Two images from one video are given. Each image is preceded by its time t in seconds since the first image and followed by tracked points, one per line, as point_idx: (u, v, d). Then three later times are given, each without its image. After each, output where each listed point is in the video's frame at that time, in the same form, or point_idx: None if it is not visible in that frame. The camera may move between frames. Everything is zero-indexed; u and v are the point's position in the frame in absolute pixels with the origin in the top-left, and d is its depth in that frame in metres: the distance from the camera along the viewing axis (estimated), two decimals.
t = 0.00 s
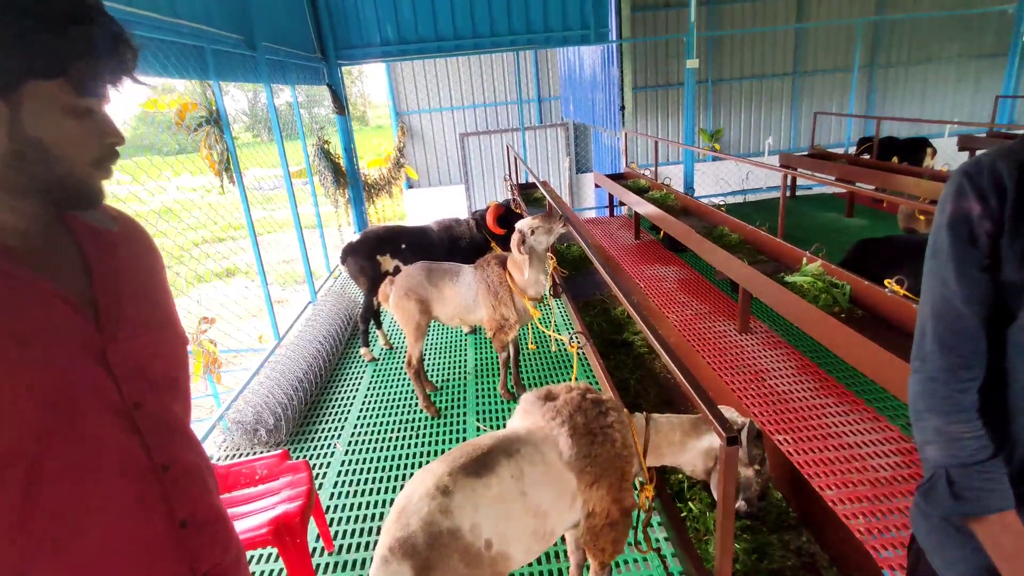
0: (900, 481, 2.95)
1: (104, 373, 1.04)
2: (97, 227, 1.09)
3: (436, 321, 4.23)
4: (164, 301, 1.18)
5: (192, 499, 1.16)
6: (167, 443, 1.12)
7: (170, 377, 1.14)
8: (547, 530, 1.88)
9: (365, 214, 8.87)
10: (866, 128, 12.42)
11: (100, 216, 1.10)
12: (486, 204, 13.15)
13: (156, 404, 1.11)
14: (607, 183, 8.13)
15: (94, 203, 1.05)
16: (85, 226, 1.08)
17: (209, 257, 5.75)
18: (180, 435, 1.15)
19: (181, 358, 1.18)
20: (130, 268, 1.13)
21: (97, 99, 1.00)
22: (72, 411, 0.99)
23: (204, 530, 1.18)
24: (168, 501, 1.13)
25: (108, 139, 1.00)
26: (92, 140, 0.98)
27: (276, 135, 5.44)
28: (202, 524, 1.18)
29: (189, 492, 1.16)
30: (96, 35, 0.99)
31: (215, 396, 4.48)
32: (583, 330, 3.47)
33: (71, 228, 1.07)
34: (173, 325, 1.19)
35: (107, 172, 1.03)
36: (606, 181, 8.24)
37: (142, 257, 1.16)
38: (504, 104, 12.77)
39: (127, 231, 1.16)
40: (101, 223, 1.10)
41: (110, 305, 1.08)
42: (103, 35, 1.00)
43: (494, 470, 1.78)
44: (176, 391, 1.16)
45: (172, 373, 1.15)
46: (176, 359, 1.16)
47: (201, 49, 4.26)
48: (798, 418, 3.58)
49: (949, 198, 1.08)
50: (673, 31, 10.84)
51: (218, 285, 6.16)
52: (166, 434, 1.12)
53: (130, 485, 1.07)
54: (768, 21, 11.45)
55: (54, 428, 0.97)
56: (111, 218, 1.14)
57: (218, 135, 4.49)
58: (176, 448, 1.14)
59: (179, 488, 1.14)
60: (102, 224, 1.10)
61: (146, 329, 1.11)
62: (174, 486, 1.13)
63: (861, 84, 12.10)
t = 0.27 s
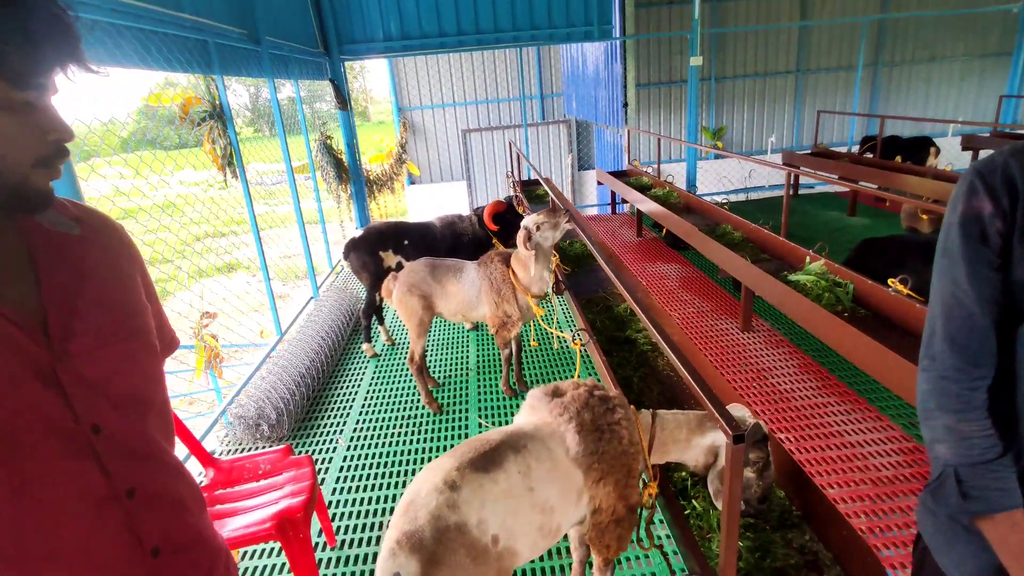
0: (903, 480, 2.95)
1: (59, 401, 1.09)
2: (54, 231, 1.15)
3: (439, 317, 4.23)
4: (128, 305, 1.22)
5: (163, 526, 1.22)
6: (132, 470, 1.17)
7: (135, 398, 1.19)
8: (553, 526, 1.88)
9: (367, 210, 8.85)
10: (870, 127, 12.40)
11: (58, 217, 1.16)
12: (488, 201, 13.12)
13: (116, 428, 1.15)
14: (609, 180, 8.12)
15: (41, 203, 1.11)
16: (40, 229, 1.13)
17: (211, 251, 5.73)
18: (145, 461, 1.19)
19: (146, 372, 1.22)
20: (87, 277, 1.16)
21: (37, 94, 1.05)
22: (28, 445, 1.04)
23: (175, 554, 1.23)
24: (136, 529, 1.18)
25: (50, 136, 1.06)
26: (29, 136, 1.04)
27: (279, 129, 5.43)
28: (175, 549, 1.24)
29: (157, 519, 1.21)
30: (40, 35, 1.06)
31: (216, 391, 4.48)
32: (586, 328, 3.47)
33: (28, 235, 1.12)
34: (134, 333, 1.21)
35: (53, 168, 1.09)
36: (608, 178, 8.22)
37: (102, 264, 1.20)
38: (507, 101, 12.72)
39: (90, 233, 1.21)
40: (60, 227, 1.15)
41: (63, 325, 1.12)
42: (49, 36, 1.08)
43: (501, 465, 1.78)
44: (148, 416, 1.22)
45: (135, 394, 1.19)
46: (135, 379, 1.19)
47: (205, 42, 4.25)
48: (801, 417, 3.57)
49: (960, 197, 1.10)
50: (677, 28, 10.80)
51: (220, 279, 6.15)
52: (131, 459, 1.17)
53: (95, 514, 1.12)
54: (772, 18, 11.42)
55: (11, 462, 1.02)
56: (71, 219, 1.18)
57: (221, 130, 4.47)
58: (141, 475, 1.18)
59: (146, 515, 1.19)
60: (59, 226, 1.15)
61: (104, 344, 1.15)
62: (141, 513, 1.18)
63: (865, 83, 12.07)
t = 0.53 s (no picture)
0: (904, 477, 2.96)
1: (25, 414, 1.06)
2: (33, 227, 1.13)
3: (441, 312, 4.22)
4: (108, 308, 1.18)
5: (140, 545, 1.17)
6: (105, 485, 1.12)
7: (112, 407, 1.14)
8: (559, 518, 1.89)
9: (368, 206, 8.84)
10: (872, 126, 12.38)
11: (38, 216, 1.14)
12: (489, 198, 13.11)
13: (86, 441, 1.11)
14: (611, 178, 8.11)
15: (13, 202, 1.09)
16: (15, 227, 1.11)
17: (213, 246, 5.73)
18: (120, 474, 1.14)
19: (128, 378, 1.18)
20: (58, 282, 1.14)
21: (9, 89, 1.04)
22: None
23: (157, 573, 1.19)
24: (109, 548, 1.13)
25: (18, 130, 1.04)
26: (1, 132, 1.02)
27: (281, 124, 5.42)
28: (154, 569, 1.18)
29: (133, 538, 1.16)
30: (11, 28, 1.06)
31: (218, 385, 4.49)
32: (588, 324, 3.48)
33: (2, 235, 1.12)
34: (111, 339, 1.17)
35: (22, 164, 1.07)
36: (609, 175, 8.20)
37: (79, 268, 1.17)
38: (509, 97, 12.70)
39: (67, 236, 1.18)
40: (39, 225, 1.13)
41: (32, 332, 1.10)
42: (23, 27, 1.08)
43: (508, 457, 1.79)
44: (129, 427, 1.17)
45: (113, 403, 1.14)
46: (114, 387, 1.15)
47: (208, 37, 4.25)
48: (803, 413, 3.58)
49: (968, 191, 1.11)
50: (679, 25, 10.78)
51: (222, 274, 6.15)
52: (102, 473, 1.12)
53: (64, 531, 1.08)
54: (774, 16, 11.39)
55: None
56: (52, 217, 1.17)
57: (224, 124, 4.49)
58: (117, 489, 1.13)
59: (121, 533, 1.14)
60: (38, 224, 1.13)
61: (78, 349, 1.12)
62: (116, 530, 1.13)
63: (867, 81, 12.05)
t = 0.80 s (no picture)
0: (900, 474, 2.98)
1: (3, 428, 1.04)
2: (20, 233, 1.10)
3: (440, 309, 4.23)
4: (94, 319, 1.16)
5: (119, 559, 1.16)
6: (82, 499, 1.12)
7: (90, 422, 1.13)
8: (558, 514, 1.90)
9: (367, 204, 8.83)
10: (869, 125, 12.41)
11: (27, 219, 1.11)
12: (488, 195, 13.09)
13: (66, 453, 1.10)
14: (609, 176, 8.11)
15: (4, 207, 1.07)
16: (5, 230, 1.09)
17: (211, 243, 5.73)
18: (98, 487, 1.14)
19: (110, 392, 1.16)
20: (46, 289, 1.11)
21: None
22: None
23: None
24: (87, 561, 1.13)
25: (10, 134, 1.05)
26: None
27: (280, 121, 5.42)
28: None
29: (113, 551, 1.15)
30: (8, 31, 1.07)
31: (216, 382, 4.48)
32: (587, 321, 3.50)
33: None
34: (95, 352, 1.14)
35: (12, 166, 1.08)
36: (608, 173, 8.21)
37: (70, 275, 1.15)
38: (507, 95, 12.70)
39: (61, 239, 1.16)
40: (26, 230, 1.11)
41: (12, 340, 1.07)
42: (21, 31, 1.10)
43: (507, 453, 1.80)
44: (107, 442, 1.16)
45: (89, 419, 1.13)
46: (94, 400, 1.13)
47: (207, 33, 4.25)
48: (800, 411, 3.60)
49: (965, 189, 1.12)
50: (678, 23, 10.79)
51: (220, 271, 6.14)
52: (78, 486, 1.11)
53: (40, 544, 1.07)
54: (773, 14, 11.40)
55: None
56: (42, 220, 1.14)
57: (223, 120, 4.52)
58: (93, 502, 1.13)
59: (99, 546, 1.14)
60: (29, 229, 1.11)
61: (60, 359, 1.10)
62: (94, 543, 1.13)
63: (865, 81, 12.08)
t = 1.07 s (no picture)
0: (892, 472, 3.00)
1: None
2: (13, 229, 1.08)
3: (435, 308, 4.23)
4: (90, 314, 1.14)
5: (108, 552, 1.14)
6: (75, 491, 1.09)
7: (86, 415, 1.11)
8: (552, 512, 1.90)
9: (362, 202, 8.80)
10: (863, 125, 12.46)
11: (21, 215, 1.09)
12: (483, 194, 13.07)
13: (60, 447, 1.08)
14: (604, 174, 8.11)
15: None
16: None
17: (205, 241, 5.70)
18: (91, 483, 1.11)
19: (105, 386, 1.14)
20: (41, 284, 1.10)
21: None
22: None
23: None
24: (76, 555, 1.10)
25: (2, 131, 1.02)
26: None
27: (274, 119, 5.40)
28: None
29: (103, 545, 1.13)
30: None
31: (210, 381, 4.47)
32: (581, 320, 3.50)
33: None
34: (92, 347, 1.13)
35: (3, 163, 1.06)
36: (603, 172, 8.21)
37: (64, 272, 1.13)
38: (503, 93, 12.68)
39: (52, 237, 1.14)
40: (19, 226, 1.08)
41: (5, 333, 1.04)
42: (19, 27, 1.09)
43: (501, 450, 1.81)
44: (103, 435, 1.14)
45: (87, 411, 1.11)
46: (93, 393, 1.12)
47: (200, 30, 4.22)
48: (793, 409, 3.61)
49: (956, 188, 1.12)
50: (674, 23, 10.80)
51: (214, 270, 6.11)
52: (71, 479, 1.09)
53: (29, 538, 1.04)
54: (768, 14, 11.43)
55: None
56: (36, 217, 1.12)
57: (217, 118, 4.50)
58: (86, 496, 1.10)
59: (89, 540, 1.11)
60: (23, 225, 1.09)
61: (54, 354, 1.08)
62: (84, 537, 1.11)
63: (859, 80, 12.13)
